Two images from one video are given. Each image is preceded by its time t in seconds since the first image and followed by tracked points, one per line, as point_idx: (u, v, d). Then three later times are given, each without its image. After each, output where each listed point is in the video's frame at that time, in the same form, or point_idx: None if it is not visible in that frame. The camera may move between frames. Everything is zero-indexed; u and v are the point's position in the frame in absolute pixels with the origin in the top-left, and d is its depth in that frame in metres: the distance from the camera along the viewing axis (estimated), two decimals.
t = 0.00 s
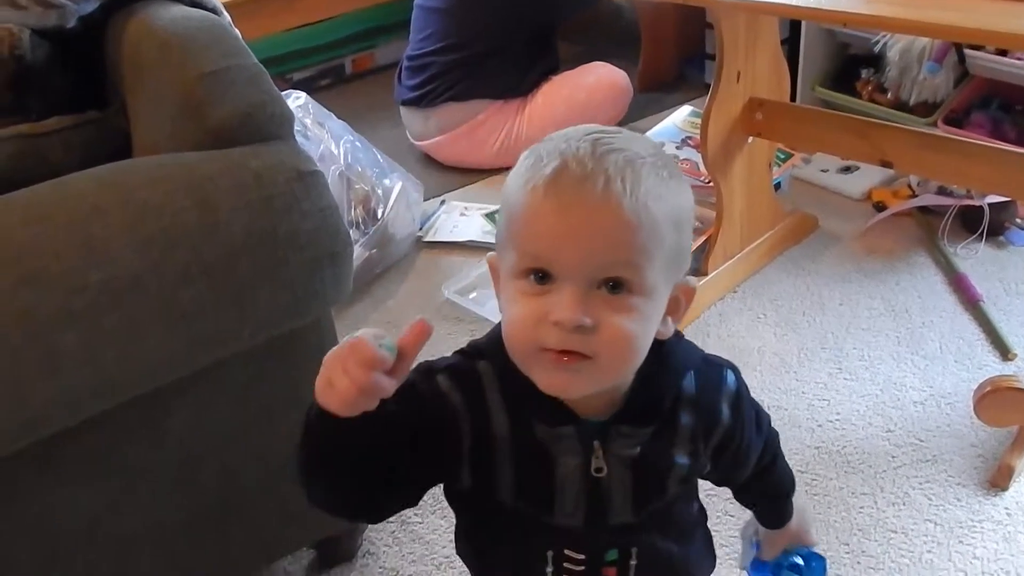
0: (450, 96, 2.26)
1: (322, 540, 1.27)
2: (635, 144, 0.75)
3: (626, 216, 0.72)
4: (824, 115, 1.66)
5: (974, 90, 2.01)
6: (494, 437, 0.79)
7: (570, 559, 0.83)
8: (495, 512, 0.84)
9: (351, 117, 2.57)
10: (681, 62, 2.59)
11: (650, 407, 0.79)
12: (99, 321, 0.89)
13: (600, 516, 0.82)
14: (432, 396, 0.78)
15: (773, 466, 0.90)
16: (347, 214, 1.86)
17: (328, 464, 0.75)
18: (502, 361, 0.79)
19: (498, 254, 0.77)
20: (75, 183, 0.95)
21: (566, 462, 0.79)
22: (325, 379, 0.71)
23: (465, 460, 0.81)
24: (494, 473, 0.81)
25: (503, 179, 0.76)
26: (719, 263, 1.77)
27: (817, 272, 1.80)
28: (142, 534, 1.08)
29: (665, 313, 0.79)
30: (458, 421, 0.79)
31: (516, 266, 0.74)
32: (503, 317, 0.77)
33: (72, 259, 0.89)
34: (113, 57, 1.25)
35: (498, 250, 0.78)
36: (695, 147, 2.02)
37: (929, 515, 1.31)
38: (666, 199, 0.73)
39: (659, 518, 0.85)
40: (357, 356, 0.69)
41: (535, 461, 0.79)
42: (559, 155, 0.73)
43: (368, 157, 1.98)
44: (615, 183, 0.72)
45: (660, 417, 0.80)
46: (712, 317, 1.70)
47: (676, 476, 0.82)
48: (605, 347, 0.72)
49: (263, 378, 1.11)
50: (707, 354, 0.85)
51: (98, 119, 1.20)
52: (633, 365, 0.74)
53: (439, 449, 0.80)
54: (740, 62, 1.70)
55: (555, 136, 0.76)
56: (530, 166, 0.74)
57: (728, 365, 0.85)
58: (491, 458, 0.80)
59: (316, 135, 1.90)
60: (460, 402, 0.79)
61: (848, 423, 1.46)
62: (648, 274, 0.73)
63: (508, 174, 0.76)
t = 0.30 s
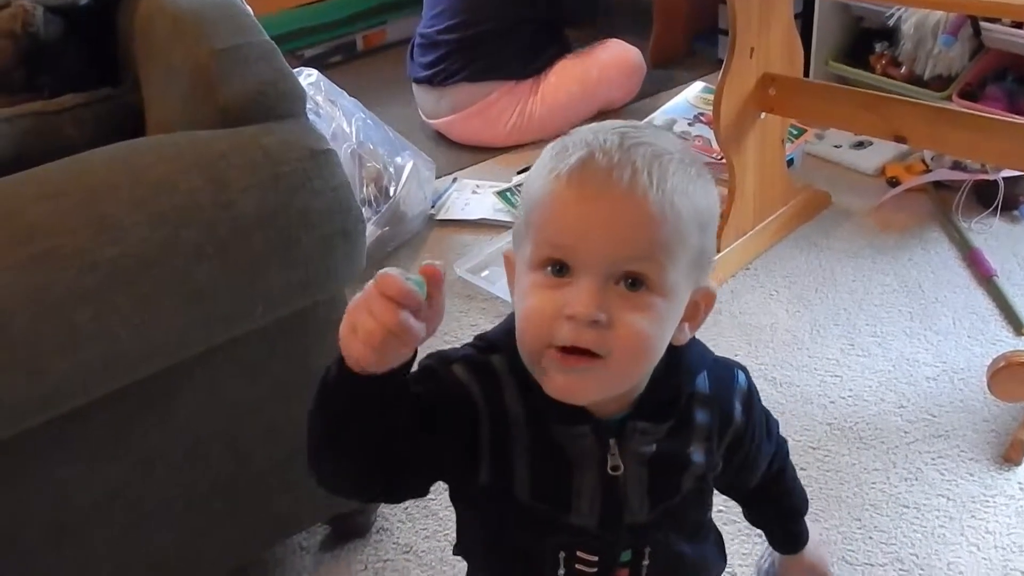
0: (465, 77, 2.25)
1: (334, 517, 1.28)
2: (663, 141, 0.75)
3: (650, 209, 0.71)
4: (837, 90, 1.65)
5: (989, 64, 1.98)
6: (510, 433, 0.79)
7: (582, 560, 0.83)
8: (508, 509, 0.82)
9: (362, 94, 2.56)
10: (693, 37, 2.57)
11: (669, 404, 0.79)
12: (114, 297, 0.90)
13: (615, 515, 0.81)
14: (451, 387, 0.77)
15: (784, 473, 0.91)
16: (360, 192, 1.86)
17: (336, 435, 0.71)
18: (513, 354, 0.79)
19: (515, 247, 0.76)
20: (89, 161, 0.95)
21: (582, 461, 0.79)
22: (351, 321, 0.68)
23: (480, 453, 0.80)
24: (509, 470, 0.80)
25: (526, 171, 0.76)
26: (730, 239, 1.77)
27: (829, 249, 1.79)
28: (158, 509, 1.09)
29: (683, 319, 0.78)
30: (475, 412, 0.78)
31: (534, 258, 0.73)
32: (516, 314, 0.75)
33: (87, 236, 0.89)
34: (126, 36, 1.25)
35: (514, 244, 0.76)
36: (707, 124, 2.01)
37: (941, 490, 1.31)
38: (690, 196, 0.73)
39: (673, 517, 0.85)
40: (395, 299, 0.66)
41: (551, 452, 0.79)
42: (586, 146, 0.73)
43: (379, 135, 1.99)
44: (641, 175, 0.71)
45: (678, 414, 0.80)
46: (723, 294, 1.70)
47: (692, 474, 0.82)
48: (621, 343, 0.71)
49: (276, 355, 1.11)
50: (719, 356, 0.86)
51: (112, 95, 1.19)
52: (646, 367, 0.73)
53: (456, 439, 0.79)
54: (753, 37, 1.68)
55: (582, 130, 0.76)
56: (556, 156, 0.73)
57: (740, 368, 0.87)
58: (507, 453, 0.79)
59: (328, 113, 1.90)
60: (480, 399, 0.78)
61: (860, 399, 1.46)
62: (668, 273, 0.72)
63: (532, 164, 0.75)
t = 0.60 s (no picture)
0: (471, 86, 2.26)
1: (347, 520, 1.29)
2: (634, 154, 0.76)
3: (624, 216, 0.71)
4: (850, 96, 1.65)
5: (1009, 67, 1.98)
6: (493, 453, 0.79)
7: None
8: (499, 525, 0.82)
9: (376, 97, 2.57)
10: (707, 40, 2.57)
11: (655, 418, 0.79)
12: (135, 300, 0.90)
13: (605, 530, 0.80)
14: (428, 412, 0.78)
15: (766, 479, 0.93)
16: (375, 195, 1.86)
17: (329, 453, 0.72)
18: (495, 374, 0.79)
19: (495, 265, 0.76)
20: (110, 165, 0.96)
21: (573, 477, 0.78)
22: (341, 358, 0.69)
23: (464, 473, 0.80)
24: (496, 488, 0.80)
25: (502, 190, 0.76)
26: (745, 247, 1.75)
27: (845, 256, 1.78)
28: (174, 510, 1.10)
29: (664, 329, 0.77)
30: (455, 431, 0.78)
31: (513, 272, 0.73)
32: (496, 330, 0.75)
33: (109, 239, 0.90)
34: (146, 40, 1.26)
35: (494, 262, 0.76)
36: (722, 129, 2.01)
37: (958, 499, 1.31)
38: (663, 205, 0.73)
39: (662, 529, 0.84)
40: (387, 340, 0.68)
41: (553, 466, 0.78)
42: (558, 160, 0.74)
43: (393, 138, 1.99)
44: (613, 185, 0.72)
45: (664, 428, 0.80)
46: (738, 301, 1.70)
47: (681, 488, 0.82)
48: (601, 352, 0.70)
49: (293, 358, 1.12)
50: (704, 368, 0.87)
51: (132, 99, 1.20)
52: (626, 378, 0.72)
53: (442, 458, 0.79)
54: (769, 42, 1.68)
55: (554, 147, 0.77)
56: (530, 171, 0.74)
57: (726, 379, 0.87)
58: (493, 472, 0.79)
59: (343, 116, 1.90)
60: (462, 421, 0.78)
61: (876, 407, 1.46)
62: (645, 280, 0.72)
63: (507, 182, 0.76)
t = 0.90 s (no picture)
0: (492, 105, 2.25)
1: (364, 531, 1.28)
2: (636, 166, 0.76)
3: (630, 226, 0.71)
4: (870, 111, 1.64)
5: None
6: (500, 467, 0.79)
7: None
8: (506, 543, 0.81)
9: (397, 110, 2.58)
10: (728, 54, 2.57)
11: (663, 432, 0.79)
12: (158, 312, 0.91)
13: (614, 545, 0.80)
14: (433, 429, 0.78)
15: (783, 493, 0.92)
16: (396, 208, 1.87)
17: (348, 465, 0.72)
18: (501, 392, 0.79)
19: (500, 280, 0.76)
20: (133, 177, 0.97)
21: (579, 492, 0.78)
22: (351, 366, 0.70)
23: (470, 492, 0.80)
24: (503, 504, 0.80)
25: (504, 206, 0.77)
26: (764, 262, 1.74)
27: (866, 271, 1.77)
28: (193, 519, 1.10)
29: (671, 340, 0.77)
30: (459, 446, 0.78)
31: (520, 285, 0.73)
32: (503, 345, 0.74)
33: (132, 251, 0.91)
34: (171, 54, 1.28)
35: (499, 277, 0.76)
36: (742, 142, 2.00)
37: (982, 519, 1.29)
38: (668, 214, 0.74)
39: (672, 545, 0.83)
40: (399, 343, 0.69)
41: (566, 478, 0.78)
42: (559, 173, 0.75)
43: (414, 151, 2.00)
44: (618, 195, 0.72)
45: (672, 442, 0.79)
46: (758, 316, 1.69)
47: (691, 502, 0.82)
48: (611, 361, 0.70)
49: (313, 370, 1.12)
50: (714, 379, 0.86)
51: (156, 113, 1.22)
52: (634, 389, 0.71)
53: (450, 470, 0.79)
54: (791, 56, 1.68)
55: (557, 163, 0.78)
56: (532, 185, 0.75)
57: (738, 393, 0.87)
58: (500, 486, 0.79)
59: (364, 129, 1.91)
60: (467, 436, 0.78)
61: (898, 423, 1.45)
62: (652, 287, 0.72)
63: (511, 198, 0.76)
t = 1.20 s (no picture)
0: (512, 109, 2.26)
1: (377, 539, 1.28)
2: (651, 171, 0.76)
3: (648, 229, 0.71)
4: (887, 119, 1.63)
5: None
6: (517, 469, 0.79)
7: None
8: (521, 547, 0.81)
9: (412, 118, 2.59)
10: (744, 63, 2.57)
11: (679, 434, 0.79)
12: (174, 319, 0.92)
13: (633, 550, 0.79)
14: (457, 432, 0.78)
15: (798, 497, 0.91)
16: (410, 216, 1.87)
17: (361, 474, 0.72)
18: (516, 395, 0.79)
19: (516, 285, 0.76)
20: (150, 185, 0.97)
21: (598, 498, 0.78)
22: (377, 350, 0.69)
23: (488, 497, 0.79)
24: (522, 508, 0.79)
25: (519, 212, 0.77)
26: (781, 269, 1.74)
27: (884, 279, 1.76)
28: (209, 526, 1.11)
29: (688, 344, 0.77)
30: (478, 449, 0.78)
31: (536, 288, 0.73)
32: (521, 349, 0.74)
33: (149, 258, 0.91)
34: (188, 62, 1.29)
35: (514, 283, 0.76)
36: (759, 150, 1.99)
37: (1001, 530, 1.27)
38: (682, 218, 0.74)
39: (690, 549, 0.83)
40: (425, 326, 0.68)
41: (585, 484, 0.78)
42: (575, 177, 0.75)
43: (429, 159, 2.00)
44: (634, 198, 0.72)
45: (689, 446, 0.79)
46: (774, 325, 1.68)
47: (710, 505, 0.81)
48: (631, 363, 0.69)
49: (328, 378, 1.12)
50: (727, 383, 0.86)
51: (173, 120, 1.22)
52: (653, 392, 0.70)
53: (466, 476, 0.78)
54: (807, 65, 1.67)
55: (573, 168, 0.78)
56: (547, 190, 0.75)
57: (752, 396, 0.86)
58: (519, 491, 0.79)
59: (379, 136, 1.92)
60: (484, 439, 0.78)
61: (916, 433, 1.43)
62: (669, 289, 0.72)
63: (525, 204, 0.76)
